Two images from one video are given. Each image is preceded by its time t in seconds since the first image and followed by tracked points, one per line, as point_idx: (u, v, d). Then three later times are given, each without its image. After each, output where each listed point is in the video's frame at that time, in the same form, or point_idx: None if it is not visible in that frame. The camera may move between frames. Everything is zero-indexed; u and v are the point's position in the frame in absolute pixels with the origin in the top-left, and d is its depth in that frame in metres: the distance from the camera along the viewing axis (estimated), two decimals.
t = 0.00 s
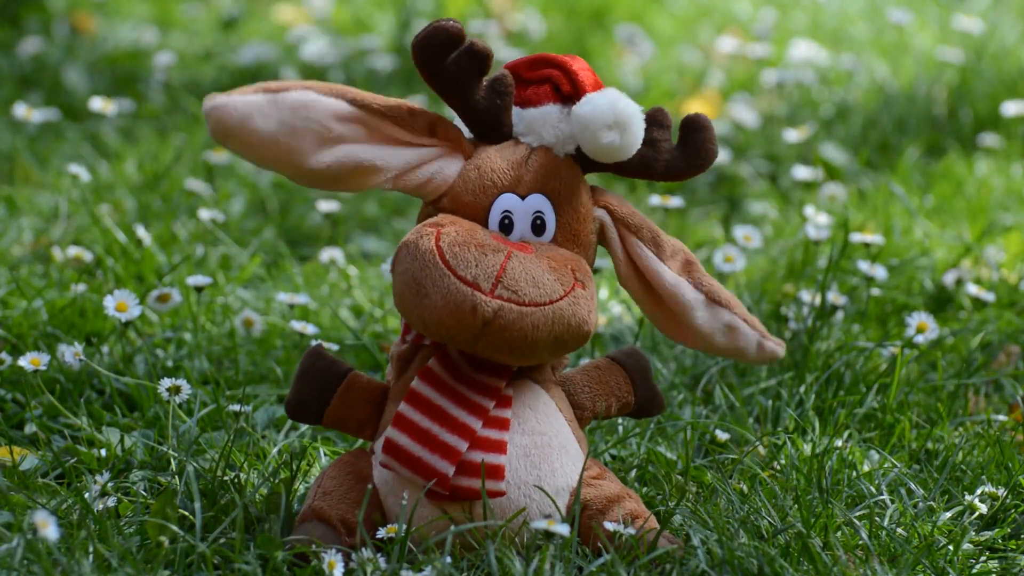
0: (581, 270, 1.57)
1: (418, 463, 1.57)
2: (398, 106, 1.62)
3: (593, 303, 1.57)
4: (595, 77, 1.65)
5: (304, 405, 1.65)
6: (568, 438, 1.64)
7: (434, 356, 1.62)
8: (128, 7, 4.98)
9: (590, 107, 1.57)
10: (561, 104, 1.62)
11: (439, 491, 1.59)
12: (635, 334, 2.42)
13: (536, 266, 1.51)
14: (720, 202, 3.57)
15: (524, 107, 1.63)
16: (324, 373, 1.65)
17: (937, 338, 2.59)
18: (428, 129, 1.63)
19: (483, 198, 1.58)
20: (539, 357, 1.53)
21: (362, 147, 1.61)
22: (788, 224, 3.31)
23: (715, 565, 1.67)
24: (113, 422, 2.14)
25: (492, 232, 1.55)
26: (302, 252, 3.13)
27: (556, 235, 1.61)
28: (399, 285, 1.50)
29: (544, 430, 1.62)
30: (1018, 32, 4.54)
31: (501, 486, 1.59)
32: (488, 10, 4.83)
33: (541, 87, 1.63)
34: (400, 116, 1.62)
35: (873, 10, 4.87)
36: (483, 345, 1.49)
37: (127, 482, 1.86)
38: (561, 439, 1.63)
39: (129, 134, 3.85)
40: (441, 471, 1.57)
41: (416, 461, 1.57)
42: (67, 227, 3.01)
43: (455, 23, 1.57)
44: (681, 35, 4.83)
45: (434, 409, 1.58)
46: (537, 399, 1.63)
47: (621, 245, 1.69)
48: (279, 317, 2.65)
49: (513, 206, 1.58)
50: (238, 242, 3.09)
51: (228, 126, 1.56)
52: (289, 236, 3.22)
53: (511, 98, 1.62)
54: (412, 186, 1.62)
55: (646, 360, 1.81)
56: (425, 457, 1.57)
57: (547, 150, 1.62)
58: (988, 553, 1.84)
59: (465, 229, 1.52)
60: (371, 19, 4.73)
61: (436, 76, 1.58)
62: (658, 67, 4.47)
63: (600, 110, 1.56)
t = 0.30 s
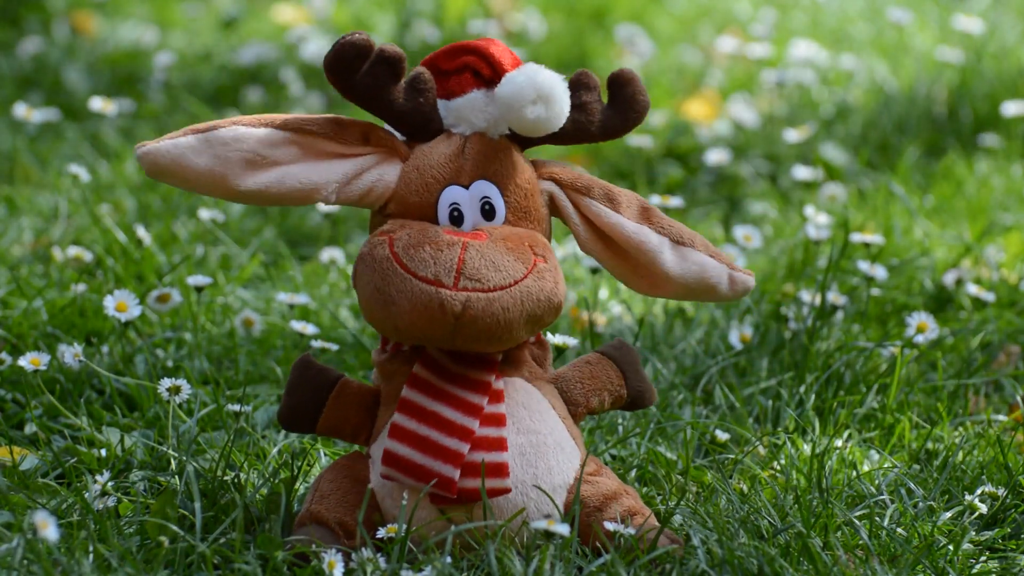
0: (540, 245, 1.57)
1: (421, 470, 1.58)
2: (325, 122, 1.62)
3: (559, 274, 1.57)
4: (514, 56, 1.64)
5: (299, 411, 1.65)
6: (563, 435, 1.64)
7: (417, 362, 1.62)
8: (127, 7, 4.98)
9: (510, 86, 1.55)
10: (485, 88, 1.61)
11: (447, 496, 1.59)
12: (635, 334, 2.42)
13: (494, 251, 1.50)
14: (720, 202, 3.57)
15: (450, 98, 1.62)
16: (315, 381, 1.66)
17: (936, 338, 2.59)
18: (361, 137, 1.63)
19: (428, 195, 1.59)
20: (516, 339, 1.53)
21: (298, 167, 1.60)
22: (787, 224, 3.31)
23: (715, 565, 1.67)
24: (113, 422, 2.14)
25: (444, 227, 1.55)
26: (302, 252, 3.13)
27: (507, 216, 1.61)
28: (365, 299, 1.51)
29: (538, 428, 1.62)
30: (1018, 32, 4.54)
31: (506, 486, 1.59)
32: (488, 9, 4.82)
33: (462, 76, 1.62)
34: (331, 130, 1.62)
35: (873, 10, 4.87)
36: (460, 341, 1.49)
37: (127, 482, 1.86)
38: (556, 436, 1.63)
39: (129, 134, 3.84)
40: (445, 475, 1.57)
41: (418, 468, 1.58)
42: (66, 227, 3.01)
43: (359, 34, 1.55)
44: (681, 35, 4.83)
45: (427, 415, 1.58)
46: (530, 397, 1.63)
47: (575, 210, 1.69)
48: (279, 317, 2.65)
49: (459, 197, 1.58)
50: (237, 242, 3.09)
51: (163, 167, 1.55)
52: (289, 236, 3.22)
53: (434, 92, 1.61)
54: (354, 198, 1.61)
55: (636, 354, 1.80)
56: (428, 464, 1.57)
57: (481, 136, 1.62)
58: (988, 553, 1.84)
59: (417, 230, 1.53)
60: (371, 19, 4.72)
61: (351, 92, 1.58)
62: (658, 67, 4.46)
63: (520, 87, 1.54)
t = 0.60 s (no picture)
0: (501, 257, 1.55)
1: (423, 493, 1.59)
2: (268, 163, 1.59)
3: (527, 280, 1.55)
4: (443, 72, 1.61)
5: (293, 419, 1.67)
6: (559, 434, 1.64)
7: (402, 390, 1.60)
8: (127, 7, 4.98)
9: (437, 107, 1.53)
10: (417, 108, 1.58)
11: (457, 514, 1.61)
12: (635, 335, 2.42)
13: (457, 274, 1.48)
14: (720, 203, 3.57)
15: (386, 123, 1.60)
16: (308, 389, 1.66)
17: (936, 338, 2.59)
18: (305, 176, 1.61)
19: (382, 226, 1.57)
20: (494, 356, 1.52)
21: (247, 214, 1.57)
22: (787, 224, 3.31)
23: (715, 565, 1.67)
24: (113, 422, 2.14)
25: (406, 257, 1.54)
26: (302, 252, 3.13)
27: (464, 232, 1.58)
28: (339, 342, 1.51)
29: (534, 429, 1.61)
30: (1019, 32, 4.53)
31: (511, 488, 1.59)
32: (488, 9, 4.82)
33: (393, 98, 1.60)
34: (274, 172, 1.59)
35: (873, 10, 4.87)
36: (439, 370, 1.48)
37: (127, 482, 1.86)
38: (552, 436, 1.62)
39: (129, 134, 3.84)
40: (451, 494, 1.58)
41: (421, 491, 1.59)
42: (67, 227, 3.01)
43: (283, 82, 1.53)
44: (681, 35, 4.83)
45: (421, 441, 1.58)
46: (524, 399, 1.62)
47: (531, 209, 1.66)
48: (279, 317, 2.65)
49: (414, 222, 1.57)
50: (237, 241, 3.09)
51: (109, 229, 1.52)
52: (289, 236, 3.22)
53: (367, 118, 1.59)
54: (311, 237, 1.61)
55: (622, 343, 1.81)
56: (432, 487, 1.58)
57: (424, 155, 1.59)
58: (988, 553, 1.84)
59: (378, 265, 1.51)
60: (371, 19, 4.72)
61: (285, 137, 1.56)
62: (658, 67, 4.47)
63: (447, 107, 1.52)
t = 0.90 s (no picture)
0: (525, 248, 1.56)
1: (418, 477, 1.58)
2: (301, 133, 1.59)
3: (547, 276, 1.56)
4: (479, 59, 1.62)
5: (292, 420, 1.64)
6: (557, 432, 1.64)
7: (409, 371, 1.61)
8: (127, 7, 4.98)
9: (474, 91, 1.53)
10: (453, 93, 1.59)
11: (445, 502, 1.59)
12: (635, 334, 2.42)
13: (479, 258, 1.49)
14: (720, 203, 3.57)
15: (422, 106, 1.60)
16: (308, 389, 1.64)
17: (936, 338, 2.59)
18: (337, 148, 1.60)
19: (409, 205, 1.57)
20: (508, 345, 1.52)
21: (275, 177, 1.56)
22: (788, 224, 3.31)
23: (715, 565, 1.67)
24: (113, 422, 2.14)
25: (429, 236, 1.54)
26: (302, 252, 3.13)
27: (490, 220, 1.59)
28: (354, 313, 1.51)
29: (533, 426, 1.61)
30: (1019, 32, 4.54)
31: (504, 484, 1.59)
32: (488, 9, 4.82)
33: (430, 82, 1.60)
34: (306, 141, 1.58)
35: (873, 10, 4.87)
36: (451, 351, 1.48)
37: (127, 482, 1.86)
38: (551, 433, 1.63)
39: (129, 134, 3.84)
40: (444, 481, 1.57)
41: (415, 476, 1.58)
42: (67, 227, 3.01)
43: (324, 50, 1.51)
44: (681, 35, 4.83)
45: (421, 424, 1.57)
46: (523, 395, 1.62)
47: (557, 208, 1.67)
48: (279, 317, 2.66)
49: (441, 205, 1.57)
50: (237, 242, 3.09)
51: (137, 177, 1.50)
52: (289, 236, 3.22)
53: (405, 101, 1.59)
54: (337, 211, 1.58)
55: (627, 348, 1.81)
56: (424, 472, 1.57)
57: (456, 141, 1.60)
58: (988, 553, 1.84)
59: (402, 241, 1.52)
60: (371, 19, 4.72)
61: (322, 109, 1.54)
62: (658, 67, 4.47)
63: (484, 91, 1.52)
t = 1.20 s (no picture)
0: (588, 264, 1.56)
1: (418, 455, 1.57)
2: (411, 90, 1.60)
3: (599, 297, 1.56)
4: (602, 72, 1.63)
5: (308, 398, 1.65)
6: (567, 438, 1.64)
7: (438, 347, 1.62)
8: (127, 7, 4.98)
9: (595, 101, 1.55)
10: (568, 99, 1.60)
11: (438, 486, 1.59)
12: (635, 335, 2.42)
13: (544, 260, 1.50)
14: (721, 203, 3.57)
15: (532, 101, 1.62)
16: (328, 369, 1.65)
17: (937, 338, 2.59)
18: (437, 118, 1.61)
19: (490, 190, 1.57)
20: (545, 350, 1.52)
21: (373, 125, 1.58)
22: (788, 224, 3.31)
23: (715, 565, 1.67)
24: (113, 422, 2.14)
25: (500, 224, 1.54)
26: (302, 252, 3.13)
27: (562, 228, 1.59)
28: (408, 274, 1.50)
29: (543, 430, 1.62)
30: (1018, 32, 4.54)
31: (499, 484, 1.59)
32: (487, 9, 4.82)
33: (548, 82, 1.61)
34: (411, 99, 1.60)
35: (873, 10, 4.87)
36: (491, 337, 1.48)
37: (127, 483, 1.86)
38: (560, 438, 1.63)
39: (129, 134, 3.84)
40: (440, 463, 1.57)
41: (416, 452, 1.57)
42: (67, 227, 3.01)
43: (460, 18, 1.54)
44: (681, 35, 4.83)
45: (437, 402, 1.58)
46: (536, 399, 1.63)
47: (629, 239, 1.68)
48: (279, 317, 2.66)
49: (520, 199, 1.56)
50: (238, 242, 3.09)
51: (241, 85, 1.52)
52: (289, 236, 3.22)
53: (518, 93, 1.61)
54: (419, 175, 1.59)
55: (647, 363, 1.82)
56: (425, 450, 1.57)
57: (554, 145, 1.61)
58: (987, 554, 1.84)
59: (473, 221, 1.51)
60: (371, 19, 4.72)
61: (443, 74, 1.57)
62: (658, 67, 4.47)
63: (605, 105, 1.54)
